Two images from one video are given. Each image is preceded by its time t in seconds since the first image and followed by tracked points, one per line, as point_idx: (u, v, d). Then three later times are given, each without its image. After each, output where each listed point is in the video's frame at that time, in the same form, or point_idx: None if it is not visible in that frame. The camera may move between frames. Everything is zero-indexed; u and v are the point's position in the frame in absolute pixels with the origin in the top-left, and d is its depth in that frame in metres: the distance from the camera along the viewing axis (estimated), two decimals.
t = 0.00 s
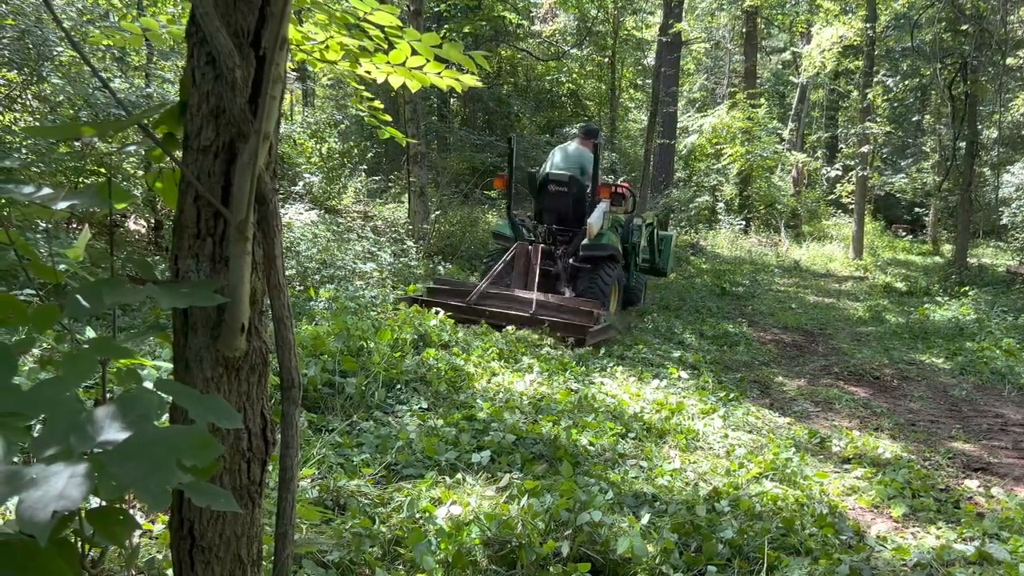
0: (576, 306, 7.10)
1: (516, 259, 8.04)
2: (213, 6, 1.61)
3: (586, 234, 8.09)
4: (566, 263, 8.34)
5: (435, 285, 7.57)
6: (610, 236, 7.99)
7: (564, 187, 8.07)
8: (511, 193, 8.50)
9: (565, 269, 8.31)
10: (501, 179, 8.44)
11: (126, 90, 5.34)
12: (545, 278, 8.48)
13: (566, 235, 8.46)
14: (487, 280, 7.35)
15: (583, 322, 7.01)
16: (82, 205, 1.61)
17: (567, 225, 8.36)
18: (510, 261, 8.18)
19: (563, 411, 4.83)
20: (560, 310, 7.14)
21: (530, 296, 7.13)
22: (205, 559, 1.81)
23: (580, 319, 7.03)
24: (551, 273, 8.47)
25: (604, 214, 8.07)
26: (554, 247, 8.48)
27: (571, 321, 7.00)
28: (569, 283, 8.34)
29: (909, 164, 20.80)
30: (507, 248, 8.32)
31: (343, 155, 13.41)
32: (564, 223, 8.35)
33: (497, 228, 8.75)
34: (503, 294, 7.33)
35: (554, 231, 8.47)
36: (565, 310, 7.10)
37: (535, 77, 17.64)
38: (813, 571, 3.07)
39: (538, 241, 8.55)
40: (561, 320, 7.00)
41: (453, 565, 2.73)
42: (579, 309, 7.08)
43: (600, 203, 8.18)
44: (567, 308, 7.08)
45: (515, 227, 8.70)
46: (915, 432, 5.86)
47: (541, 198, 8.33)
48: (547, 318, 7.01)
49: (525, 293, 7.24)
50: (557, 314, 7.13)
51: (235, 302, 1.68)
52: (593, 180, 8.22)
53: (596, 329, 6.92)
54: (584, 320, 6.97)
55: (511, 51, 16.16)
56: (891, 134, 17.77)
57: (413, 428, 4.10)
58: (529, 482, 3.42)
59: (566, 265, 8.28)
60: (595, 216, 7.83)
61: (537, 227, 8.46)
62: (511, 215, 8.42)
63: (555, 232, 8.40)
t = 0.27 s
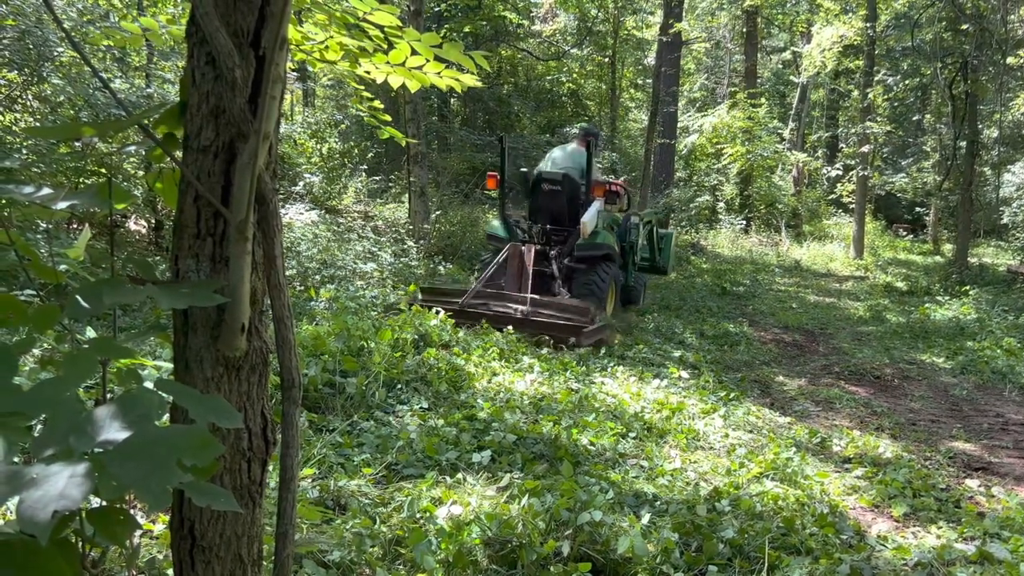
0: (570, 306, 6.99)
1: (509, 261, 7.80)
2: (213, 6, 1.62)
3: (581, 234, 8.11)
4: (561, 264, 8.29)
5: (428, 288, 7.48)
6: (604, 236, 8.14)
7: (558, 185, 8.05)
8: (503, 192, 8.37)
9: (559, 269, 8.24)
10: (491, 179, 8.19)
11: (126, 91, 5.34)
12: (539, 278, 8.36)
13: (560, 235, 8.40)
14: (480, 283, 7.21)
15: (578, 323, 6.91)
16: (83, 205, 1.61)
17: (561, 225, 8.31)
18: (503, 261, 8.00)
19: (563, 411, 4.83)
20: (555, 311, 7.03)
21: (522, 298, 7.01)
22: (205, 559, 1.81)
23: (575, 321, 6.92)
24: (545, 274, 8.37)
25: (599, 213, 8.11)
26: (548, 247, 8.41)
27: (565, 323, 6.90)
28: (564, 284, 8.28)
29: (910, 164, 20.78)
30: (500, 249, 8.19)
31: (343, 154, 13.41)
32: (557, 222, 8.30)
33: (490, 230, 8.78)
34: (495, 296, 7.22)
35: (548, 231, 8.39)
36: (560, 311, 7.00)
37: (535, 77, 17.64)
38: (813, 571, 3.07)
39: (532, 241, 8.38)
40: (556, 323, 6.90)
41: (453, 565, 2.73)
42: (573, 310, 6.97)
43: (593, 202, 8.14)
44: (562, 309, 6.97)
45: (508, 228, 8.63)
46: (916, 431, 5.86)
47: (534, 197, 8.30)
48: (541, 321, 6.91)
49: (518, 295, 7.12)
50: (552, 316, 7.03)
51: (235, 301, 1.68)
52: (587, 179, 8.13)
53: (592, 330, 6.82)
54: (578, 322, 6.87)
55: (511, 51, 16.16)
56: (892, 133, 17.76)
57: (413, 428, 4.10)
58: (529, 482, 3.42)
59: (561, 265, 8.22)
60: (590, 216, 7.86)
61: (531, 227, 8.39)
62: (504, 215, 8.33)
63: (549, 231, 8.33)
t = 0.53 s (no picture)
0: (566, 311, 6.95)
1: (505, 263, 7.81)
2: (213, 5, 1.61)
3: (578, 234, 8.08)
4: (558, 264, 8.29)
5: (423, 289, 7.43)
6: (603, 236, 8.08)
7: (554, 185, 8.03)
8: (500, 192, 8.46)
9: (557, 271, 8.26)
10: (489, 178, 8.40)
11: (126, 91, 5.34)
12: (536, 279, 8.35)
13: (558, 235, 8.36)
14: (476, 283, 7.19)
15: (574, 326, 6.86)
16: (83, 205, 1.61)
17: (558, 225, 8.29)
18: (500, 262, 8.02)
19: (563, 411, 4.83)
20: (551, 316, 7.00)
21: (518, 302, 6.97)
22: (206, 559, 1.81)
23: (571, 325, 6.89)
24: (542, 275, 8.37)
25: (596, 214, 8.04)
26: (546, 248, 8.39)
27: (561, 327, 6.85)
28: (561, 285, 8.31)
29: (910, 163, 20.77)
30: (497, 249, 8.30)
31: (343, 154, 13.43)
32: (554, 222, 8.28)
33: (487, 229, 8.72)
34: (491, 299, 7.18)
35: (545, 231, 8.37)
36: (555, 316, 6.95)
37: (535, 77, 17.64)
38: (814, 571, 3.07)
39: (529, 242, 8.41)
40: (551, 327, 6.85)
41: (454, 565, 2.73)
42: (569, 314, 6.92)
43: (590, 201, 8.04)
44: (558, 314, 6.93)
45: (506, 228, 8.59)
46: (916, 431, 5.86)
47: (531, 197, 8.28)
48: (536, 326, 6.87)
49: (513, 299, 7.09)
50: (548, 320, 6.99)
51: (235, 301, 1.68)
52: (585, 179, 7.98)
53: (587, 334, 6.76)
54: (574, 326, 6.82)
55: (511, 51, 16.15)
56: (892, 133, 17.74)
57: (414, 428, 4.10)
58: (530, 482, 3.42)
59: (558, 266, 8.23)
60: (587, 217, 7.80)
61: (528, 227, 8.38)
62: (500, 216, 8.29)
63: (546, 232, 8.31)
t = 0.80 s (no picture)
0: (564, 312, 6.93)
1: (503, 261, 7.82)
2: (212, 6, 1.61)
3: (575, 234, 8.02)
4: (557, 264, 8.26)
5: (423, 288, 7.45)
6: (601, 236, 8.01)
7: (552, 184, 8.02)
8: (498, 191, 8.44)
9: (555, 271, 8.23)
10: (487, 177, 8.40)
11: (126, 92, 5.34)
12: (535, 279, 8.32)
13: (556, 236, 8.30)
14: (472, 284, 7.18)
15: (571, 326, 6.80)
16: (83, 206, 1.61)
17: (556, 225, 8.24)
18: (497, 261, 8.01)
19: (563, 410, 4.83)
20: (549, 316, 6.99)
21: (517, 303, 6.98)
22: (206, 560, 1.81)
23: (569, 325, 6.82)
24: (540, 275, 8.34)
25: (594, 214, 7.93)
26: (544, 248, 8.34)
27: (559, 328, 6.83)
28: (559, 285, 8.28)
29: (909, 163, 20.77)
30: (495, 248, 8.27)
31: (343, 155, 13.44)
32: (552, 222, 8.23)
33: (484, 229, 8.65)
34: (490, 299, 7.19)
35: (543, 231, 8.32)
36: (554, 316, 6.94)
37: (535, 77, 17.64)
38: (813, 571, 3.06)
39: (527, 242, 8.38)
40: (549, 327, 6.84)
41: (454, 565, 2.73)
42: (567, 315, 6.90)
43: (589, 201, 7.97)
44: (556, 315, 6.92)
45: (503, 228, 8.53)
46: (916, 430, 5.86)
47: (529, 197, 8.27)
48: (534, 326, 6.85)
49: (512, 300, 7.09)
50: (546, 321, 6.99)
51: (235, 302, 1.68)
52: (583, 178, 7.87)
53: (583, 334, 6.67)
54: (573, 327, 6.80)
55: (510, 51, 16.14)
56: (891, 132, 17.74)
57: (414, 428, 4.10)
58: (530, 482, 3.42)
59: (556, 266, 8.20)
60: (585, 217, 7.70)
61: (526, 227, 8.35)
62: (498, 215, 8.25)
63: (544, 232, 8.26)
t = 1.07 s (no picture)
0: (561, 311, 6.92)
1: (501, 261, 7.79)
2: (211, 6, 1.61)
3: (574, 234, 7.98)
4: (556, 265, 8.25)
5: (419, 288, 7.43)
6: (600, 236, 7.92)
7: (551, 184, 8.05)
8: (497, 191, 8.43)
9: (554, 271, 8.22)
10: (485, 177, 8.37)
11: (125, 92, 5.34)
12: (534, 279, 8.29)
13: (555, 236, 8.34)
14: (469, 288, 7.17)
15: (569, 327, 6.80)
16: (82, 206, 1.61)
17: (555, 225, 8.28)
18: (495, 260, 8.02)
19: (563, 411, 4.83)
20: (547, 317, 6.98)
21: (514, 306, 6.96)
22: (206, 560, 1.81)
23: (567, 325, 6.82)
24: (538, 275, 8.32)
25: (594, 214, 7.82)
26: (543, 248, 8.37)
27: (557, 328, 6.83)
28: (558, 285, 8.26)
29: (909, 163, 20.77)
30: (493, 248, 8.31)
31: (343, 155, 13.44)
32: (551, 222, 8.28)
33: (482, 228, 8.64)
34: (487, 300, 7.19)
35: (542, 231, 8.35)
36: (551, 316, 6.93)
37: (534, 77, 17.64)
38: (813, 571, 3.06)
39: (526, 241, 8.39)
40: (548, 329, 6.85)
41: (454, 565, 2.73)
42: (565, 314, 6.89)
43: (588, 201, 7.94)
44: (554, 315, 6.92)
45: (501, 228, 8.53)
46: (915, 430, 5.86)
47: (529, 197, 8.31)
48: (533, 326, 6.87)
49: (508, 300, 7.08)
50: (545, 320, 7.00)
51: (235, 302, 1.68)
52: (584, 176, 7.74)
53: (581, 334, 6.60)
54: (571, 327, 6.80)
55: (510, 51, 16.13)
56: (891, 133, 17.74)
57: (414, 429, 4.10)
58: (530, 482, 3.42)
59: (555, 267, 8.18)
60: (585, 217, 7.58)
61: (525, 227, 8.37)
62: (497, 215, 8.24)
63: (543, 232, 8.27)
